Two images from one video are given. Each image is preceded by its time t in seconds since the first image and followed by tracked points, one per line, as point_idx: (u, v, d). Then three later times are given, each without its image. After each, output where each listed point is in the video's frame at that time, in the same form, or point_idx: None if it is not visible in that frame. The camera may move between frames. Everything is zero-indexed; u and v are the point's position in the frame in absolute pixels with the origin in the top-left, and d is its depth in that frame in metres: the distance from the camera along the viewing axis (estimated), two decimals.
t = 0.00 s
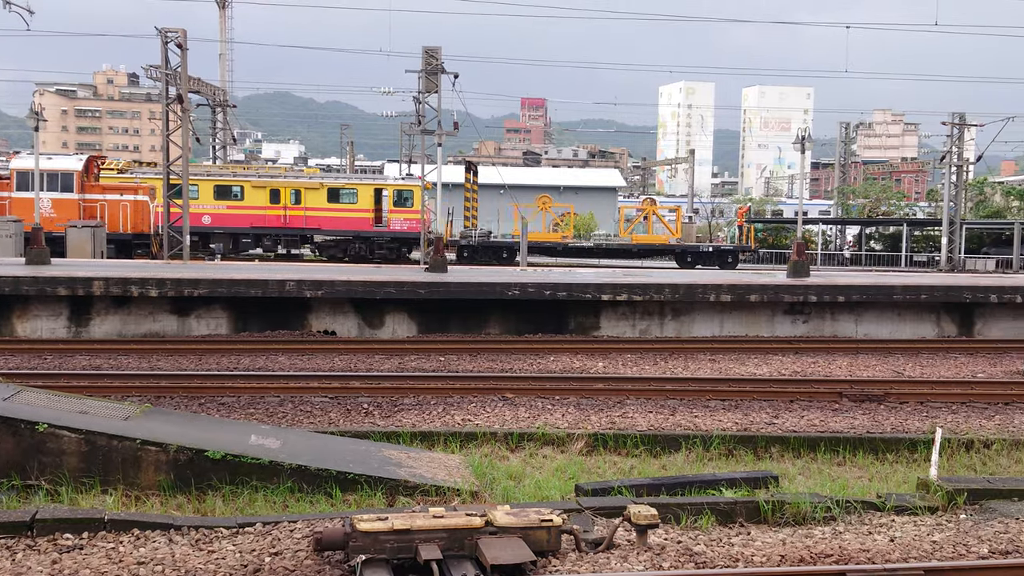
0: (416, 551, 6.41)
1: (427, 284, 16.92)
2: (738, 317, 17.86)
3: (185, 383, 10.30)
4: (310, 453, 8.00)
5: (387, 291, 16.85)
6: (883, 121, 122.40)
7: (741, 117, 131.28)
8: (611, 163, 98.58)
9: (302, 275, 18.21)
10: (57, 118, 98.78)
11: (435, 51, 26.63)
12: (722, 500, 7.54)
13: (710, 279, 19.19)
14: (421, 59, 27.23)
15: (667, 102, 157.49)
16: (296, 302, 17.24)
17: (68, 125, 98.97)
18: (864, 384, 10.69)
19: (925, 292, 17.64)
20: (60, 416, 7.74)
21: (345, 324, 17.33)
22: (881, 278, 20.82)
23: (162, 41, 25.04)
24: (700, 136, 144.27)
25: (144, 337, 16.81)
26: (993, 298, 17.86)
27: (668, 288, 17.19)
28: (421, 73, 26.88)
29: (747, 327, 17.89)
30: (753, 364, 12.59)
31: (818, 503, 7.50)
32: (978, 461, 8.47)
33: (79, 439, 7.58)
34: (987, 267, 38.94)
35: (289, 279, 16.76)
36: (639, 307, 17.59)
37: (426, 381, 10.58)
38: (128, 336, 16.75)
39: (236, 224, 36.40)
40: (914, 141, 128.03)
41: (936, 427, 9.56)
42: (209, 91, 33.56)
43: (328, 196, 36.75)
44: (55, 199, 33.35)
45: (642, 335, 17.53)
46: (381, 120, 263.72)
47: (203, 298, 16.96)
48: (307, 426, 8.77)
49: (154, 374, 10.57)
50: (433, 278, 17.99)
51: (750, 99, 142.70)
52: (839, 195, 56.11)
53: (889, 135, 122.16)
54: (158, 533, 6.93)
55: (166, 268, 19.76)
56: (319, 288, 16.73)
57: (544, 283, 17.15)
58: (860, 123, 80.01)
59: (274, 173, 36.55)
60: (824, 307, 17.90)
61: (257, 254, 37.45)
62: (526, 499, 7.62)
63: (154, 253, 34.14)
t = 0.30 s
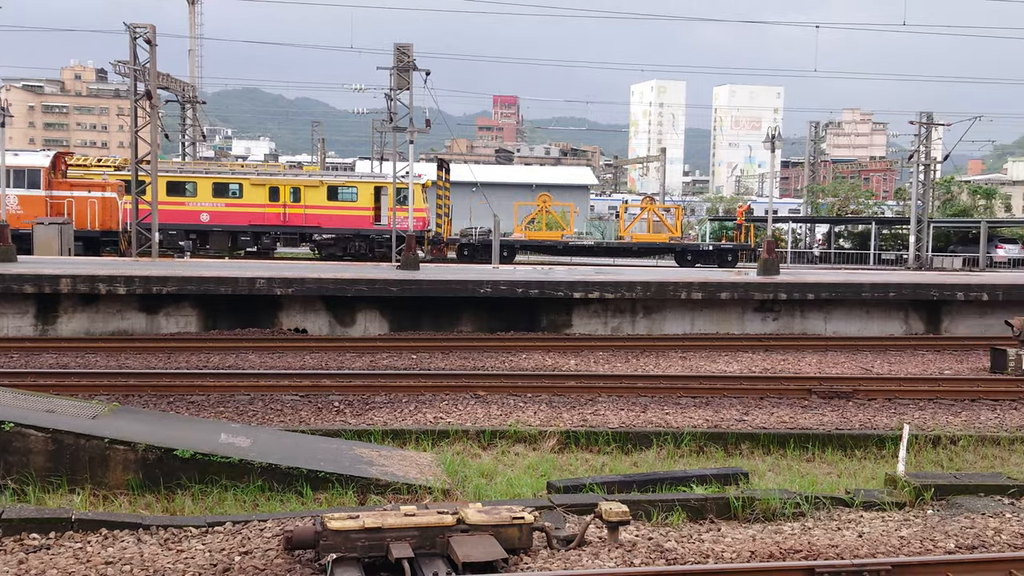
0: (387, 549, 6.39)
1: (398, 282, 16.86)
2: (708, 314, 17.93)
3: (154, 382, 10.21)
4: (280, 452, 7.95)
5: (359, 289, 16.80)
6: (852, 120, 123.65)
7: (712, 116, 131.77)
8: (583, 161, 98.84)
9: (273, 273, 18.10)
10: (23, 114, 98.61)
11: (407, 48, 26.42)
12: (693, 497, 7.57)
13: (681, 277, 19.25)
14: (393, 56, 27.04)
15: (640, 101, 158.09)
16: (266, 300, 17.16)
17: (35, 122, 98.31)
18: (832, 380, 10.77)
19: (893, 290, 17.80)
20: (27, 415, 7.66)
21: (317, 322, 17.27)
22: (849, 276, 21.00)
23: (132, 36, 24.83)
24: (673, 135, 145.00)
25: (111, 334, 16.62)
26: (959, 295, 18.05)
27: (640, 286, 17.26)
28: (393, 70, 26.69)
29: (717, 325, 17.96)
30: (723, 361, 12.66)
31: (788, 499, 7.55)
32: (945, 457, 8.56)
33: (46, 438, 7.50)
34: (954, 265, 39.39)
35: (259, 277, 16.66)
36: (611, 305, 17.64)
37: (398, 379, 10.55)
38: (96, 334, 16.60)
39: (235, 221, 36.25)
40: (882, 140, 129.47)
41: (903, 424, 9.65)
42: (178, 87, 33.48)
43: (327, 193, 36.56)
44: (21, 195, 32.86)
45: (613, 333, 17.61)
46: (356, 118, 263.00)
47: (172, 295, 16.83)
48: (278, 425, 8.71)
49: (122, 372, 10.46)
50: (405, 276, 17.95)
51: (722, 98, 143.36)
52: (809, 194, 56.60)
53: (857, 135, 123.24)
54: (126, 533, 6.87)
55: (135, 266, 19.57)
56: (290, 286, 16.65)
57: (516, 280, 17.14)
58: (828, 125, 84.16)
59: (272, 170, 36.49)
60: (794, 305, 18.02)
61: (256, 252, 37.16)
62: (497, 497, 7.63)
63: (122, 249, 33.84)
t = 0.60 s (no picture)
0: (356, 548, 6.35)
1: (367, 280, 16.80)
2: (677, 311, 17.99)
3: (119, 381, 10.10)
4: (247, 451, 7.89)
5: (327, 287, 16.72)
6: (819, 119, 124.66)
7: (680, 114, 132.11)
8: (552, 159, 98.78)
9: (241, 271, 17.98)
10: None
11: (375, 45, 26.24)
12: (661, 493, 7.60)
13: (649, 274, 19.32)
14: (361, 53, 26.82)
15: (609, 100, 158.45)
16: (232, 298, 17.01)
17: None
18: (799, 376, 10.87)
19: (859, 286, 17.99)
20: None
21: (284, 320, 17.18)
22: (815, 272, 21.19)
23: (95, 32, 24.57)
24: (642, 134, 145.45)
25: (76, 333, 16.48)
26: (923, 292, 18.27)
27: (609, 283, 17.32)
28: (361, 66, 26.50)
29: (686, 322, 18.03)
30: (692, 358, 12.72)
31: (754, 495, 7.61)
32: (909, 452, 8.66)
33: (9, 438, 7.43)
34: (918, 262, 39.88)
35: (226, 275, 16.54)
36: (580, 302, 17.69)
37: (366, 377, 10.50)
38: (60, 333, 16.43)
39: (232, 220, 35.89)
40: (847, 139, 130.76)
41: (868, 419, 9.75)
42: (142, 83, 33.13)
43: (324, 192, 36.41)
44: None
45: (583, 330, 17.67)
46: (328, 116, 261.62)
47: (138, 294, 16.65)
48: (245, 424, 8.64)
49: (86, 372, 10.33)
50: (374, 274, 17.88)
51: (690, 96, 143.89)
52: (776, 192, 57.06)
53: (824, 133, 124.38)
54: (92, 534, 6.78)
55: (101, 264, 19.33)
56: (257, 284, 16.54)
57: (485, 278, 17.09)
58: (791, 124, 84.89)
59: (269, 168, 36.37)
60: (760, 302, 18.15)
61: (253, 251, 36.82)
62: (467, 495, 7.62)
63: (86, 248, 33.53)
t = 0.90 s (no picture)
0: (322, 549, 6.30)
1: (333, 279, 16.73)
2: (644, 310, 18.07)
3: (81, 382, 9.98)
4: (213, 452, 7.82)
5: (293, 286, 16.63)
6: (783, 117, 125.30)
7: (646, 112, 132.51)
8: (520, 158, 98.35)
9: (206, 271, 17.82)
10: None
11: (340, 43, 26.00)
12: (628, 491, 7.61)
13: (617, 273, 19.37)
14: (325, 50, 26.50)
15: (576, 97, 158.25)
16: (197, 298, 16.87)
17: None
18: (764, 374, 10.95)
19: (823, 284, 18.16)
20: None
21: (249, 320, 17.04)
22: (779, 270, 21.35)
23: (56, 29, 24.23)
24: (608, 133, 145.40)
25: (37, 334, 16.28)
26: (886, 289, 18.47)
27: (576, 281, 17.36)
28: (327, 63, 26.27)
29: (652, 320, 18.11)
30: (658, 355, 12.78)
31: (721, 491, 7.66)
32: (873, 448, 8.77)
33: None
34: (882, 260, 40.34)
35: (190, 274, 16.40)
36: (548, 301, 17.73)
37: (332, 377, 10.46)
38: (21, 334, 16.21)
39: (226, 219, 35.59)
40: (812, 137, 131.87)
41: (832, 416, 9.86)
42: (104, 81, 32.69)
43: (319, 191, 36.02)
44: None
45: (550, 328, 17.70)
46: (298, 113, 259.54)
47: (100, 294, 16.48)
48: (210, 425, 8.58)
49: (47, 374, 10.17)
50: (341, 273, 17.80)
51: (656, 95, 144.34)
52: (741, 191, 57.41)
53: (788, 132, 125.46)
54: (54, 537, 6.70)
55: (62, 264, 19.07)
56: (221, 283, 16.42)
57: (452, 277, 17.07)
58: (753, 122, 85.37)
59: (263, 168, 36.16)
60: (727, 300, 18.25)
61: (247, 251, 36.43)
62: (435, 494, 7.60)
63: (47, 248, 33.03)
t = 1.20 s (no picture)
0: (293, 548, 6.25)
1: (303, 277, 16.68)
2: (614, 308, 18.13)
3: (48, 382, 9.88)
4: (181, 451, 7.77)
5: (262, 284, 16.56)
6: (751, 116, 125.88)
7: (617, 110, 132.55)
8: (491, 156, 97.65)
9: (175, 269, 17.70)
10: None
11: (309, 40, 25.83)
12: (599, 488, 7.63)
13: (588, 271, 19.42)
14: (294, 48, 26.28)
15: (545, 96, 157.80)
16: (165, 297, 16.77)
17: None
18: (734, 370, 11.03)
19: (791, 281, 18.30)
20: None
21: (218, 319, 16.92)
22: (747, 268, 21.48)
23: (20, 26, 23.93)
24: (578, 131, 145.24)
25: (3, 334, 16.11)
26: (854, 287, 18.64)
27: (547, 279, 17.40)
28: (296, 61, 26.03)
29: (623, 318, 18.18)
30: (628, 353, 12.85)
31: (691, 488, 7.70)
32: (841, 444, 8.86)
33: None
34: (849, 258, 40.69)
35: (159, 273, 16.31)
36: (519, 299, 17.76)
37: (302, 375, 10.43)
38: None
39: (225, 218, 35.33)
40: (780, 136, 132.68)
41: (801, 412, 9.95)
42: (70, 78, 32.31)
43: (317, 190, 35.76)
44: None
45: (521, 327, 17.75)
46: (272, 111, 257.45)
47: (66, 293, 16.33)
48: (178, 424, 8.54)
49: (14, 373, 10.05)
50: (311, 272, 17.73)
51: (628, 94, 144.40)
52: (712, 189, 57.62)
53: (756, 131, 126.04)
54: (20, 538, 6.65)
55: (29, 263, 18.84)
56: (190, 282, 16.33)
57: (423, 275, 17.07)
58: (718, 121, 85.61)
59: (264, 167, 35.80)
60: (696, 297, 18.33)
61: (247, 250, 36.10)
62: (406, 492, 7.59)
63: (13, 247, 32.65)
